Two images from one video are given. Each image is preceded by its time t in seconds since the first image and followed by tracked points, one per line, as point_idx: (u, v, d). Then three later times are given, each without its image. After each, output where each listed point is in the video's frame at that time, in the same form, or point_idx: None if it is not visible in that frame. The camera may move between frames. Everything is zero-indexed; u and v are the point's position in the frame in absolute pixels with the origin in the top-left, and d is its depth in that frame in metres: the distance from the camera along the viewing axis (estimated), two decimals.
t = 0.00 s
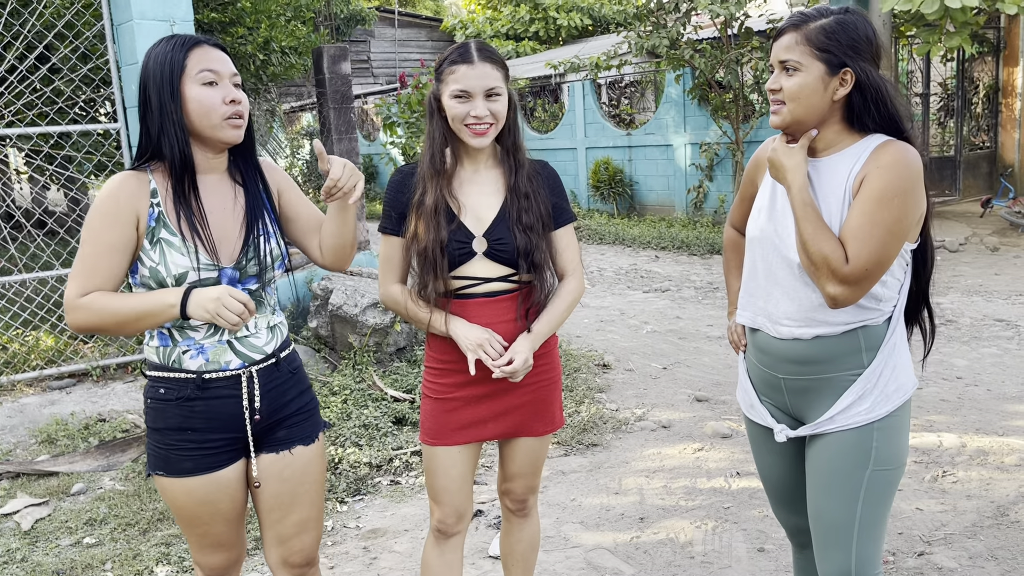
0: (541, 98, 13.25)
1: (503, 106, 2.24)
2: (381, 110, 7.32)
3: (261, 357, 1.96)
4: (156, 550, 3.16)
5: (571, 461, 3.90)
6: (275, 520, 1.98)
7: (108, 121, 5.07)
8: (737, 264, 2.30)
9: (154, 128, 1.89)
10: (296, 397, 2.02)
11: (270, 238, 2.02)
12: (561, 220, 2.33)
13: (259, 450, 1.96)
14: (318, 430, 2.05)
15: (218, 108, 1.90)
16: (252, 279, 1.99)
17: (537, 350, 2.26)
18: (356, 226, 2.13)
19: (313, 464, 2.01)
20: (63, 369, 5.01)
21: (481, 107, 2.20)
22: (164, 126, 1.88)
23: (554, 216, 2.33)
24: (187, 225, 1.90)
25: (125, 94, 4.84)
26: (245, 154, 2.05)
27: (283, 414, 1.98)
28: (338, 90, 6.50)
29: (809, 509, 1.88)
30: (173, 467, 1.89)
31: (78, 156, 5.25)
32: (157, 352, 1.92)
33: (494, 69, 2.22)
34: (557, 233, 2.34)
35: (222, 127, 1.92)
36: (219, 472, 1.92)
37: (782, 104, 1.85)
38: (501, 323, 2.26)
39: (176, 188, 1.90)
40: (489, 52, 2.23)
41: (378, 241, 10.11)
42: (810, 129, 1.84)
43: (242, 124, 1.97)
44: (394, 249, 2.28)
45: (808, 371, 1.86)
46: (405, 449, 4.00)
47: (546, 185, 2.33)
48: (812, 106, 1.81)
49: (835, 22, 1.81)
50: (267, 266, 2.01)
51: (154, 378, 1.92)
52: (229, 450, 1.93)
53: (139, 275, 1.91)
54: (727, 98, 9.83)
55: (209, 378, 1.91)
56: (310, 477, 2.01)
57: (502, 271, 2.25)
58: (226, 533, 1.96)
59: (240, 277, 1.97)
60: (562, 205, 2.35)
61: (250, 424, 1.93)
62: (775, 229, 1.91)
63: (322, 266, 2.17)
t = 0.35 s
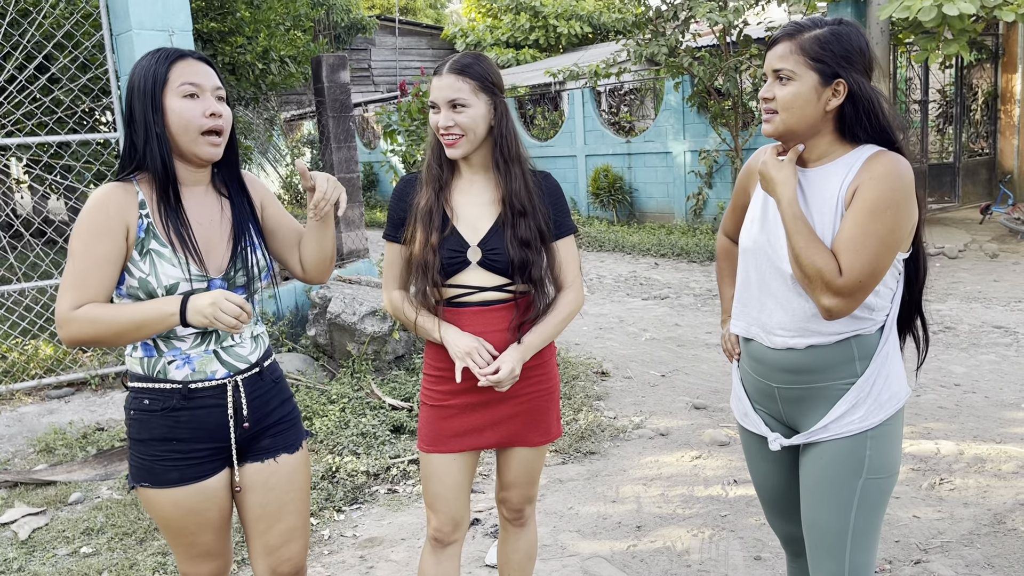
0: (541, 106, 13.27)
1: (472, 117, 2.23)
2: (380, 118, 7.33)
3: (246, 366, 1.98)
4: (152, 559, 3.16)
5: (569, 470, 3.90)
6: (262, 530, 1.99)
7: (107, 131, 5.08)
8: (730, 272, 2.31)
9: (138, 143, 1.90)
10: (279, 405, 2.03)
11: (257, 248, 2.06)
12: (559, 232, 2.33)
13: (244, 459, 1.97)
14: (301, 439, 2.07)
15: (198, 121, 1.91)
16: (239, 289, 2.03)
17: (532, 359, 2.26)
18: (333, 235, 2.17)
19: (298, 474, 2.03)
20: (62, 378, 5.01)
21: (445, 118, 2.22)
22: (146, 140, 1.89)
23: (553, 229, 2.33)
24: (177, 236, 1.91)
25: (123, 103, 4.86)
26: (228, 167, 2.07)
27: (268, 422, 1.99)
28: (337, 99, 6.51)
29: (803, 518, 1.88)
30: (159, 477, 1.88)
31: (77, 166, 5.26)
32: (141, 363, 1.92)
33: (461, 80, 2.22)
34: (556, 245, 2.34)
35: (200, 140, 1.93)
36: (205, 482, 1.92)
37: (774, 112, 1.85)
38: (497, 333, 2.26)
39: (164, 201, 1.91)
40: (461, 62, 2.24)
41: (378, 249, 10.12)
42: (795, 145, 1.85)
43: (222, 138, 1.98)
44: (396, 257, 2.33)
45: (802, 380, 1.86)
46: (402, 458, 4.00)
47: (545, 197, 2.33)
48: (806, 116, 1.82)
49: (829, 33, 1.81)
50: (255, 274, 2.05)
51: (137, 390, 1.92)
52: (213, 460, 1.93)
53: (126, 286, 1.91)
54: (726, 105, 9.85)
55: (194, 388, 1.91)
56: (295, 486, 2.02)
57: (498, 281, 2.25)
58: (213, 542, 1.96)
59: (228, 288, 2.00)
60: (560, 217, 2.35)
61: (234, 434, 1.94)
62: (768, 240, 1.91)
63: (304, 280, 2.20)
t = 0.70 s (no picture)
0: (546, 114, 13.29)
1: (482, 127, 2.23)
2: (385, 128, 7.34)
3: (256, 377, 1.98)
4: (162, 571, 3.15)
5: (578, 479, 3.88)
6: (274, 542, 1.98)
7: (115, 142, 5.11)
8: (739, 279, 2.30)
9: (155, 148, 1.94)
10: (290, 416, 2.03)
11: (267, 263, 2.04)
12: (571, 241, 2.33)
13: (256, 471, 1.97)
14: (312, 449, 2.06)
15: (217, 127, 1.93)
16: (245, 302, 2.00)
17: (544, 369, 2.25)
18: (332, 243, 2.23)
19: (309, 484, 2.02)
20: (70, 390, 5.02)
21: (455, 129, 2.23)
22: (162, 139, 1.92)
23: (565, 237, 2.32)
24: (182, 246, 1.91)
25: (131, 115, 4.88)
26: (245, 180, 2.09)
27: (279, 434, 1.99)
28: (344, 108, 6.52)
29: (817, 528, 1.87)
30: (171, 490, 1.88)
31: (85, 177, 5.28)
32: (151, 376, 1.92)
33: (470, 90, 2.22)
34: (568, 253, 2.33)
35: (218, 146, 1.94)
36: (217, 493, 1.92)
37: (788, 122, 1.85)
38: (508, 342, 2.25)
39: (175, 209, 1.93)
40: (471, 73, 2.24)
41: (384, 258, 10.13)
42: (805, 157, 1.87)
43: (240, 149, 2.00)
44: (409, 266, 2.33)
45: (815, 388, 1.86)
46: (411, 467, 3.99)
47: (557, 206, 2.33)
48: (819, 125, 1.81)
49: (841, 40, 1.81)
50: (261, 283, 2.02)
51: (147, 402, 1.93)
52: (225, 472, 1.93)
53: (132, 297, 1.88)
54: (731, 112, 9.85)
55: (205, 401, 1.91)
56: (306, 496, 2.02)
57: (509, 290, 2.24)
58: (225, 555, 1.96)
59: (235, 299, 1.97)
60: (573, 226, 2.35)
61: (247, 445, 1.94)
62: (780, 247, 1.90)
63: (307, 293, 2.25)
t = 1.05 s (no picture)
0: (553, 122, 13.30)
1: (491, 138, 2.24)
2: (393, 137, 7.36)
3: (272, 392, 1.99)
4: None
5: (589, 487, 3.88)
6: (288, 555, 1.99)
7: (125, 155, 5.15)
8: (747, 288, 2.30)
9: (175, 166, 1.95)
10: (305, 429, 2.04)
11: (280, 273, 2.06)
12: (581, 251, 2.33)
13: (271, 484, 1.98)
14: (327, 462, 2.07)
15: (240, 146, 1.96)
16: (262, 312, 2.02)
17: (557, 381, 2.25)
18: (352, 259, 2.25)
19: (324, 496, 2.03)
20: (82, 401, 5.05)
21: (464, 140, 2.23)
22: (187, 163, 1.94)
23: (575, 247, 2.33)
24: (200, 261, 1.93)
25: (142, 128, 4.92)
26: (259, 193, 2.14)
27: (294, 447, 2.00)
28: (352, 119, 6.56)
29: (828, 538, 1.86)
30: (188, 504, 1.89)
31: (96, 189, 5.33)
32: (168, 390, 1.93)
33: (480, 102, 2.23)
34: (578, 263, 2.33)
35: (242, 163, 1.98)
36: (233, 507, 1.93)
37: (794, 133, 1.84)
38: (519, 352, 2.25)
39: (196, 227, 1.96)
40: (481, 85, 2.25)
41: (393, 266, 10.15)
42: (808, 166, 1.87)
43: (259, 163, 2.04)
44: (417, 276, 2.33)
45: (824, 398, 1.85)
46: (422, 477, 3.99)
47: (566, 217, 2.34)
48: (827, 134, 1.81)
49: (846, 49, 1.81)
50: (274, 294, 2.04)
51: (164, 416, 1.93)
52: (240, 485, 1.93)
53: (150, 310, 1.90)
54: (739, 118, 9.84)
55: (221, 415, 1.92)
56: (320, 509, 2.03)
57: (519, 300, 2.25)
58: (240, 568, 1.96)
59: (251, 309, 1.99)
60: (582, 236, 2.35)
61: (263, 459, 1.95)
62: (786, 255, 1.90)
63: (320, 307, 2.26)
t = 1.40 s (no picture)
0: (562, 126, 13.30)
1: (494, 141, 2.24)
2: (402, 142, 7.37)
3: (282, 395, 1.99)
4: None
5: (598, 491, 3.86)
6: (297, 557, 1.99)
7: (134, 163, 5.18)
8: (754, 289, 2.29)
9: (181, 172, 1.95)
10: (314, 431, 2.04)
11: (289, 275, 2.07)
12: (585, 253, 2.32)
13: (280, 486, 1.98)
14: (335, 464, 2.08)
15: (247, 150, 1.98)
16: (271, 316, 2.02)
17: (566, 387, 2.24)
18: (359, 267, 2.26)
19: (333, 499, 2.03)
20: (94, 408, 5.07)
21: (467, 143, 2.23)
22: (193, 168, 1.94)
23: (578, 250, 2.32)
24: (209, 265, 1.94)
25: (151, 135, 4.95)
26: (264, 198, 2.14)
27: (303, 449, 2.00)
28: (360, 125, 6.58)
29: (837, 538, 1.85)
30: (198, 507, 1.89)
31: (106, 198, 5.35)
32: (178, 393, 1.93)
33: (482, 104, 2.23)
34: (582, 266, 2.33)
35: (249, 168, 1.99)
36: (243, 509, 1.93)
37: (797, 131, 1.83)
38: (524, 355, 2.25)
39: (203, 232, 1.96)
40: (483, 87, 2.25)
41: (402, 272, 10.16)
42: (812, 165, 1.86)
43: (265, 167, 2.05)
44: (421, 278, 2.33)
45: (830, 398, 1.83)
46: (431, 481, 3.99)
47: (570, 219, 2.33)
48: (830, 132, 1.80)
49: (846, 46, 1.80)
50: (284, 298, 2.05)
51: (174, 419, 1.93)
52: (251, 488, 1.94)
53: (163, 316, 1.91)
54: (747, 119, 9.81)
55: (232, 418, 1.92)
56: (328, 512, 2.02)
57: (524, 303, 2.24)
58: (250, 570, 1.96)
59: (262, 313, 2.00)
60: (586, 238, 2.34)
61: (273, 461, 1.95)
62: (790, 253, 1.89)
63: (325, 312, 2.25)
